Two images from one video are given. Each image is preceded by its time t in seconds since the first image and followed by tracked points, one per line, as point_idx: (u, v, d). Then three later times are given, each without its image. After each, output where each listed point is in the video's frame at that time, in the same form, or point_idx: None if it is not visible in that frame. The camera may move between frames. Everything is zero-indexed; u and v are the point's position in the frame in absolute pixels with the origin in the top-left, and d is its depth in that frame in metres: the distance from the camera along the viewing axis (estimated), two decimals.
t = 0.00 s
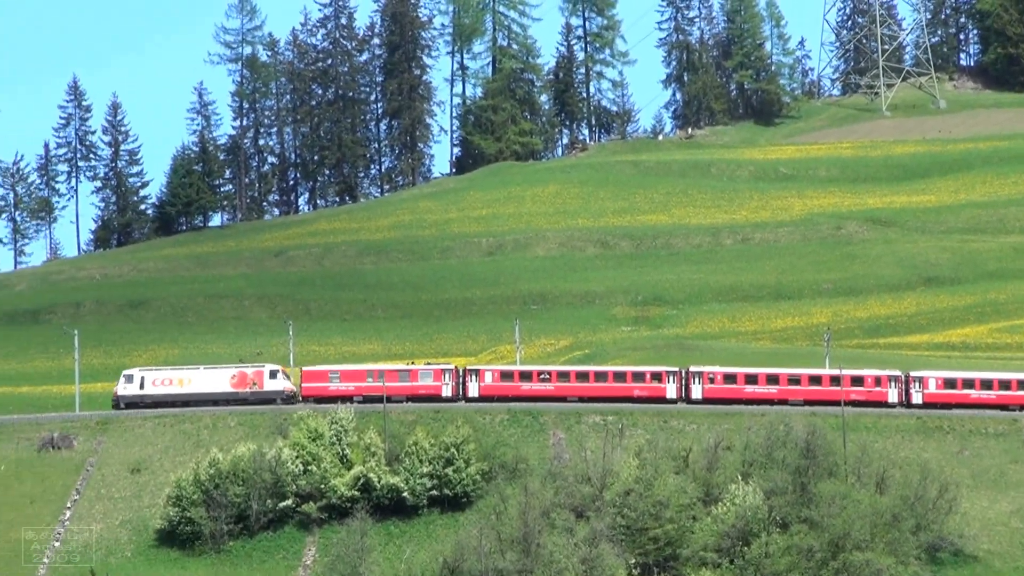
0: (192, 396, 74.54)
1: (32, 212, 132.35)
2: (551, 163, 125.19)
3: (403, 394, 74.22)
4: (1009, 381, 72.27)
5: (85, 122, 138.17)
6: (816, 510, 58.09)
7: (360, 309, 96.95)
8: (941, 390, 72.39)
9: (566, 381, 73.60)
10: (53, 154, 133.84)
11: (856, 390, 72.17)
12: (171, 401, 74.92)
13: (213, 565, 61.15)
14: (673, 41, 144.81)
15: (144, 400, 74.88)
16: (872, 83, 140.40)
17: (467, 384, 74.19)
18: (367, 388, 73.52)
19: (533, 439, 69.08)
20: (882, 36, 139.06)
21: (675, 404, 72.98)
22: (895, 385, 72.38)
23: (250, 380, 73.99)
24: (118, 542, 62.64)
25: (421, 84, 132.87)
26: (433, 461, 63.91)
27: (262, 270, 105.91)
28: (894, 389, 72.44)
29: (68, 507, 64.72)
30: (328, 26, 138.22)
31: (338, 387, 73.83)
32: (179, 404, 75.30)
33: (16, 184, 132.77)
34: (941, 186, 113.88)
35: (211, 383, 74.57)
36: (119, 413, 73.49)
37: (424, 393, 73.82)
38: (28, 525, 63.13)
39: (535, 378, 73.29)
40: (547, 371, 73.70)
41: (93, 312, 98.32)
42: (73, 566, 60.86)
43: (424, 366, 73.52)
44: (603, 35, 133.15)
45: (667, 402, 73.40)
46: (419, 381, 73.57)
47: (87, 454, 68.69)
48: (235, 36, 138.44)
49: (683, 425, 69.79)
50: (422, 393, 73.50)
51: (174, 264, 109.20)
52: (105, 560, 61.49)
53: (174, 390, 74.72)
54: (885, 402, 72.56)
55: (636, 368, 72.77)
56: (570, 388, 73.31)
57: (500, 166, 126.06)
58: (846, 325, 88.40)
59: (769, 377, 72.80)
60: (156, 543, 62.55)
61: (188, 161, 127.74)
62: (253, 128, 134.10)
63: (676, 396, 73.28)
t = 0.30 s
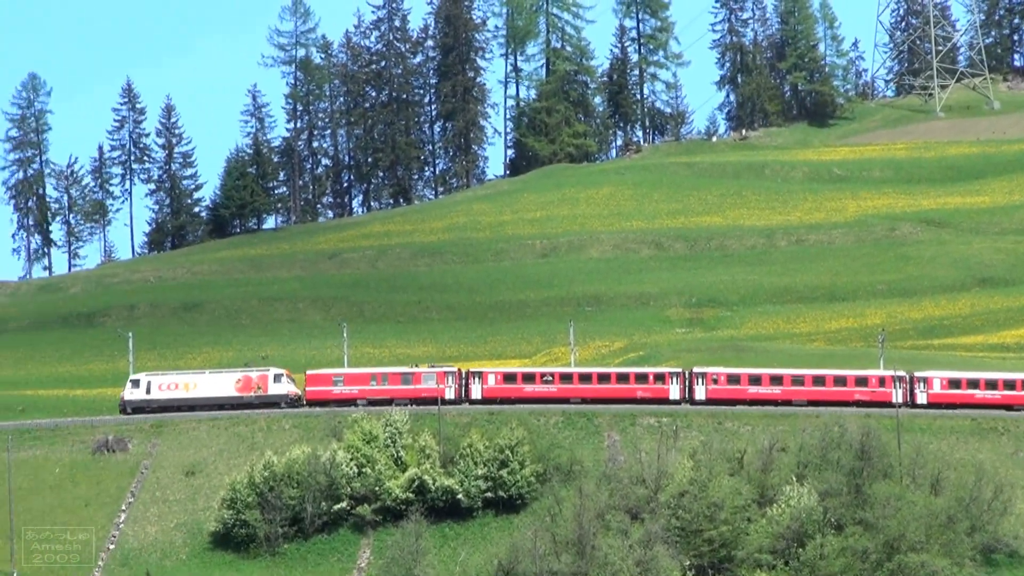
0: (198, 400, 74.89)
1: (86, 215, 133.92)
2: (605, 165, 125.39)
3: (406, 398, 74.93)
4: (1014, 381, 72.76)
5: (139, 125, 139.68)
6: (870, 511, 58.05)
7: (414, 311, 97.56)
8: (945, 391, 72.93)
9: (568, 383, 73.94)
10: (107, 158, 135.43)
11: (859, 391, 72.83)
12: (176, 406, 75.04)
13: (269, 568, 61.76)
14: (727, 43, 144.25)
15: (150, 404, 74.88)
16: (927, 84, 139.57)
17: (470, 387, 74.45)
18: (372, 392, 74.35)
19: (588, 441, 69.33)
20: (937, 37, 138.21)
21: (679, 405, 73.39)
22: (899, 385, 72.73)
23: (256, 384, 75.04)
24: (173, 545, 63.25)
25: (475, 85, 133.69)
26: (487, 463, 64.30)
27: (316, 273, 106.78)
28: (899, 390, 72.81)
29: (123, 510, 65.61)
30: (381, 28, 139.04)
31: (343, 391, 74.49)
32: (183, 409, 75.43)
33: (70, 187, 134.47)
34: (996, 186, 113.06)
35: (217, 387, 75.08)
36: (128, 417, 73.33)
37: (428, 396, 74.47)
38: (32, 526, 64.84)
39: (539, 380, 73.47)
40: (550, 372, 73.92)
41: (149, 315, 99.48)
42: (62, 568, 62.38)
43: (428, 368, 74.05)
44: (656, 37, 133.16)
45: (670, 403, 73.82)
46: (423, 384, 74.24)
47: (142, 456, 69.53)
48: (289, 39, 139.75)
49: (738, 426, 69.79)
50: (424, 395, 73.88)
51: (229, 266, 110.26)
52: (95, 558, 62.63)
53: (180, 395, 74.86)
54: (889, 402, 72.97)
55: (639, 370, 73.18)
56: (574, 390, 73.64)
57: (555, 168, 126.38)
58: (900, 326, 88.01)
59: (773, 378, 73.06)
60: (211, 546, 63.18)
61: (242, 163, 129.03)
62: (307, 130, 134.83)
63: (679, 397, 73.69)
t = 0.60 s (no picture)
0: (203, 405, 76.13)
1: (140, 218, 135.52)
2: (659, 167, 125.45)
3: (410, 400, 75.96)
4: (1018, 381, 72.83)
5: (192, 128, 141.18)
6: (925, 512, 57.97)
7: (468, 313, 98.09)
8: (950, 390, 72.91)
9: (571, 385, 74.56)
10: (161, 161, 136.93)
11: (863, 391, 72.96)
12: (182, 410, 76.41)
13: (324, 570, 62.31)
14: (781, 44, 143.89)
15: (157, 410, 76.48)
16: (982, 85, 138.67)
17: (473, 388, 75.42)
18: (375, 396, 75.70)
19: (642, 442, 69.59)
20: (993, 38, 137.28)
21: (683, 406, 73.82)
22: (903, 385, 72.88)
23: (260, 388, 75.77)
24: (227, 547, 63.85)
25: (528, 87, 134.07)
26: (542, 464, 64.72)
27: (371, 275, 107.57)
28: (903, 389, 72.96)
29: (177, 513, 66.30)
30: (435, 30, 139.66)
31: (346, 395, 75.66)
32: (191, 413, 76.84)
33: (124, 190, 136.19)
34: None
35: (222, 392, 76.14)
36: (134, 422, 75.05)
37: (432, 398, 75.40)
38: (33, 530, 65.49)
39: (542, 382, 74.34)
40: (553, 374, 74.76)
41: (203, 318, 100.65)
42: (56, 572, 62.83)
43: (431, 372, 75.13)
44: (710, 39, 133.05)
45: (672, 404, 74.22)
46: (426, 387, 75.24)
47: (196, 458, 70.50)
48: (342, 41, 140.78)
49: (792, 428, 69.82)
50: (427, 398, 75.00)
51: (284, 268, 111.29)
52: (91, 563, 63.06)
53: (185, 400, 76.22)
54: (893, 402, 73.09)
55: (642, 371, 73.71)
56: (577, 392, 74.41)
57: (608, 169, 126.56)
58: (955, 327, 87.55)
59: (776, 379, 73.52)
60: (265, 549, 63.72)
61: (295, 166, 130.29)
62: (360, 132, 135.60)
63: (682, 398, 74.12)
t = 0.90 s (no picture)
0: (208, 410, 77.48)
1: (192, 220, 136.92)
2: (711, 169, 125.34)
3: (412, 404, 76.58)
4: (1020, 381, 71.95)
5: (244, 131, 142.49)
6: (977, 514, 57.72)
7: (521, 315, 98.48)
8: (952, 391, 72.57)
9: (572, 387, 75.13)
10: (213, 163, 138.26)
11: (865, 391, 72.78)
12: (189, 416, 77.74)
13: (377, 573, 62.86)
14: (833, 45, 143.25)
15: (164, 415, 77.57)
16: None
17: (475, 393, 76.27)
18: (378, 400, 76.01)
19: (695, 444, 69.66)
20: None
21: (683, 408, 74.04)
22: (905, 386, 72.71)
23: (264, 393, 76.83)
24: (280, 550, 64.44)
25: (580, 89, 134.32)
26: (594, 467, 65.02)
27: (423, 277, 108.18)
28: (905, 390, 72.77)
29: (230, 515, 67.15)
30: (487, 32, 140.27)
31: (349, 399, 76.17)
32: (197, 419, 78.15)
33: (177, 193, 137.75)
34: None
35: (228, 397, 77.41)
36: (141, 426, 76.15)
37: (433, 402, 76.16)
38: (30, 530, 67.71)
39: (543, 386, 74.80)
40: (555, 377, 75.16)
41: (255, 320, 101.63)
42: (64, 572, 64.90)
43: (432, 376, 75.82)
44: (762, 40, 132.81)
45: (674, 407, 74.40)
46: (427, 391, 75.98)
47: (249, 461, 71.35)
48: (394, 43, 141.73)
49: (845, 429, 69.71)
50: (429, 401, 75.75)
51: (336, 271, 112.10)
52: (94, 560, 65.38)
53: (191, 405, 77.63)
54: (896, 403, 72.94)
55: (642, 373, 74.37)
56: (578, 395, 74.76)
57: (661, 171, 126.59)
58: (1008, 328, 86.98)
59: (777, 380, 73.67)
60: (318, 551, 64.31)
61: (348, 168, 131.29)
62: (413, 135, 136.26)
63: (683, 400, 74.29)
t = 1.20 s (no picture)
0: (211, 414, 78.73)
1: (241, 222, 138.16)
2: (761, 169, 125.20)
3: (411, 407, 77.56)
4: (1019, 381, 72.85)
5: (293, 132, 143.64)
6: None
7: (570, 316, 98.87)
8: (951, 391, 72.92)
9: (570, 389, 75.96)
10: (262, 165, 139.60)
11: (863, 392, 73.09)
12: (192, 420, 78.91)
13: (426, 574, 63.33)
14: (882, 46, 142.73)
15: (168, 419, 78.85)
16: None
17: (472, 394, 77.08)
18: (377, 403, 77.18)
19: (744, 445, 69.82)
20: None
21: (681, 409, 75.02)
22: (903, 385, 73.07)
23: (266, 397, 78.53)
24: (329, 551, 65.05)
25: (629, 90, 134.27)
26: (644, 467, 65.34)
27: (473, 278, 108.75)
28: (903, 389, 73.11)
29: (279, 517, 68.00)
30: (536, 32, 140.43)
31: (349, 403, 77.49)
32: (200, 422, 79.32)
33: (226, 195, 139.11)
34: None
35: (230, 401, 78.80)
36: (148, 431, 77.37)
37: (432, 405, 77.04)
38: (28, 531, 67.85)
39: (540, 388, 75.86)
40: (552, 379, 76.12)
41: (304, 321, 102.54)
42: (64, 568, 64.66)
43: (431, 379, 76.74)
44: (811, 41, 132.55)
45: (671, 407, 75.48)
46: (427, 394, 76.91)
47: (298, 462, 72.21)
48: (444, 44, 142.41)
49: (895, 429, 69.68)
50: (428, 405, 76.76)
51: (386, 272, 112.87)
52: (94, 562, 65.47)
53: (195, 409, 78.70)
54: (894, 403, 73.26)
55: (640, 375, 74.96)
56: (575, 396, 75.66)
57: (710, 172, 126.62)
58: None
59: (775, 381, 74.06)
60: (367, 552, 64.87)
61: (397, 170, 132.36)
62: (462, 136, 136.84)
63: (682, 401, 75.32)
